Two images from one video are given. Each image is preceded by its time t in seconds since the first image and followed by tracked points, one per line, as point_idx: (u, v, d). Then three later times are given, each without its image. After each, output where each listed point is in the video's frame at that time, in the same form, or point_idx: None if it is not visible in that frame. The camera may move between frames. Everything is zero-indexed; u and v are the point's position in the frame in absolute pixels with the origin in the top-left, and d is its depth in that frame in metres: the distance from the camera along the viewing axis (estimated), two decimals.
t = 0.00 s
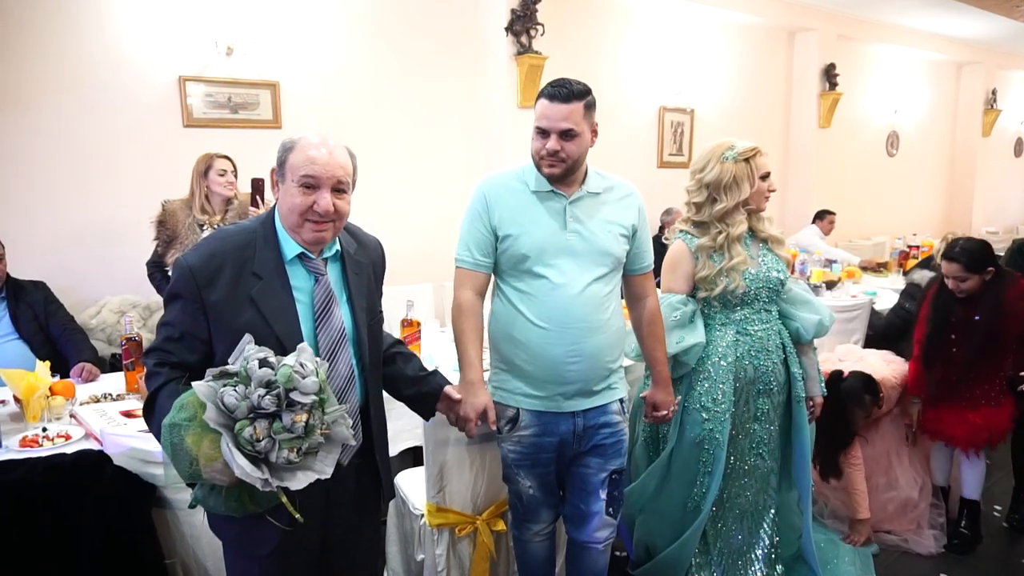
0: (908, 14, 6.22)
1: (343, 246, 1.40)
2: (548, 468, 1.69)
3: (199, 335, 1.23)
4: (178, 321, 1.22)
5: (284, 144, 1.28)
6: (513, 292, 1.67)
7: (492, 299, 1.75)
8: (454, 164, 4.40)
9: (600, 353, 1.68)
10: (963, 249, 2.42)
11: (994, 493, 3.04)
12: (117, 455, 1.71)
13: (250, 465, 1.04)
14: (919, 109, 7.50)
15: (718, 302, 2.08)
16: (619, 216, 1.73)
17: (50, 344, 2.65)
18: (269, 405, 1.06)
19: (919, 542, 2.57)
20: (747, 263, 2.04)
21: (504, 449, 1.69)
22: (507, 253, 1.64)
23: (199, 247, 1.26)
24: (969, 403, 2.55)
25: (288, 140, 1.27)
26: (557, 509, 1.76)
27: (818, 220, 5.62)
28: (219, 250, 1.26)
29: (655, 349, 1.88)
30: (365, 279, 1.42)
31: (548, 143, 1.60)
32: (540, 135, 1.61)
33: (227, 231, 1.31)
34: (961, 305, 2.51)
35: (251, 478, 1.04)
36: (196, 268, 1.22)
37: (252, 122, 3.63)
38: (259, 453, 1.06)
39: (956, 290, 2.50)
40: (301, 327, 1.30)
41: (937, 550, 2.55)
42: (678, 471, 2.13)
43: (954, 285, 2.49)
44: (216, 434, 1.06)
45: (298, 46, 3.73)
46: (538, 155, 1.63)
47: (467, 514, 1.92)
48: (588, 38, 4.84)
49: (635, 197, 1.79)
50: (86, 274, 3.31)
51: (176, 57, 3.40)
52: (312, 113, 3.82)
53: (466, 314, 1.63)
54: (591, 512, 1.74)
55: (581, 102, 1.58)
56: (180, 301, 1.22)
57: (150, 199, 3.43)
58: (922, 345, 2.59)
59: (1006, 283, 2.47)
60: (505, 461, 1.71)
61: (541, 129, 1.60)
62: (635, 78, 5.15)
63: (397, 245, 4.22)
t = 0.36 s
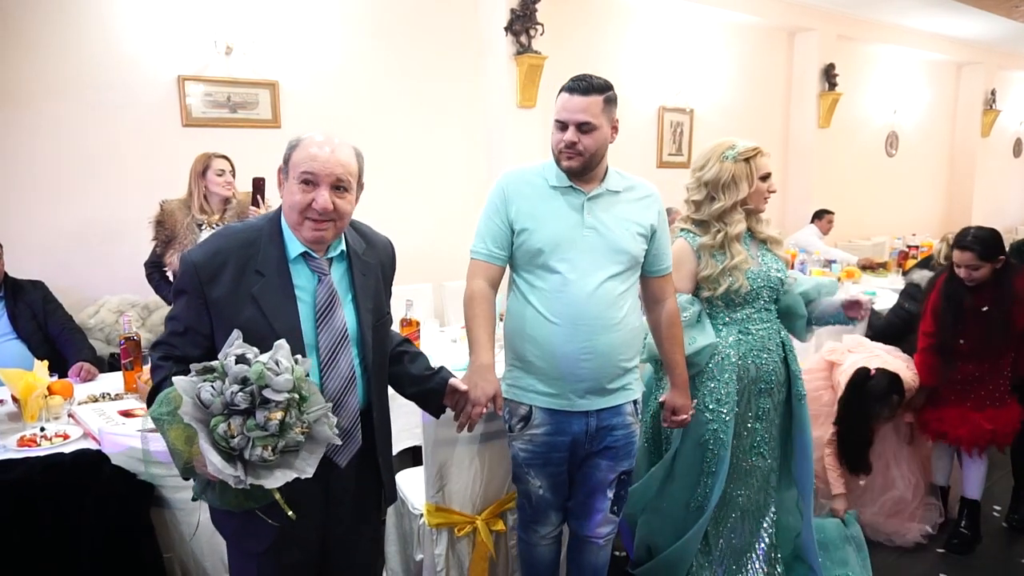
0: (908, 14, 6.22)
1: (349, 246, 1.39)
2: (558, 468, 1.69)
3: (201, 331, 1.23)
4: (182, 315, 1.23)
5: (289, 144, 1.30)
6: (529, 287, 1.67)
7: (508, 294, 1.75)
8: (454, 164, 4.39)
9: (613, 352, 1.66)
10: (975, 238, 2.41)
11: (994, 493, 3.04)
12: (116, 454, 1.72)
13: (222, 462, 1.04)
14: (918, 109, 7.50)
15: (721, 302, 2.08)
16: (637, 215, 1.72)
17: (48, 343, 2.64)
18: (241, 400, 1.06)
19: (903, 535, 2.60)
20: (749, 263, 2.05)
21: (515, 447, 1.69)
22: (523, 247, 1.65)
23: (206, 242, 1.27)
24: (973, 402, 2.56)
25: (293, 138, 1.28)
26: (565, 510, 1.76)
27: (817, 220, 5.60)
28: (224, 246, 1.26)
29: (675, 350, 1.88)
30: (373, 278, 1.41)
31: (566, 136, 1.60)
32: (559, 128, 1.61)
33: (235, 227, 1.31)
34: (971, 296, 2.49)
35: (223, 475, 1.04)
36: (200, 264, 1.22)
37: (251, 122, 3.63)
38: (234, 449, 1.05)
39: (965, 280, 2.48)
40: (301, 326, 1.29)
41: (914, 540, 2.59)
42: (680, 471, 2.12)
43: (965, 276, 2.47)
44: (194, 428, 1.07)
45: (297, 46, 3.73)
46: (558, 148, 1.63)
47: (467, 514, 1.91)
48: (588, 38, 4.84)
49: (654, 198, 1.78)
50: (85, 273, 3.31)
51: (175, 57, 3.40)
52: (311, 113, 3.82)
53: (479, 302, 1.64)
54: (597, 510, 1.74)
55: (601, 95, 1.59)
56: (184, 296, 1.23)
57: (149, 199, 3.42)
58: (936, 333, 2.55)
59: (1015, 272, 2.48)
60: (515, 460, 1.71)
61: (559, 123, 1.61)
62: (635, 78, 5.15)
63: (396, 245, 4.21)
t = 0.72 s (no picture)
0: (907, 14, 6.22)
1: (350, 245, 1.37)
2: (560, 470, 1.67)
3: (201, 328, 1.24)
4: (183, 312, 1.23)
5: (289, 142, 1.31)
6: (544, 289, 1.67)
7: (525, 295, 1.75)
8: (453, 163, 4.39)
9: (628, 354, 1.65)
10: (983, 239, 2.41)
11: (994, 493, 3.04)
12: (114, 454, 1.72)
13: (201, 447, 1.06)
14: (918, 109, 7.50)
15: (722, 301, 2.07)
16: (653, 218, 1.71)
17: (47, 343, 2.63)
18: (218, 384, 1.07)
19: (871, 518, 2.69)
20: (748, 261, 2.05)
21: (519, 443, 1.69)
22: (538, 249, 1.65)
23: (209, 239, 1.27)
24: (975, 402, 2.55)
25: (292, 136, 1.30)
26: (559, 533, 1.70)
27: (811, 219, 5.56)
28: (225, 244, 1.26)
29: (691, 353, 1.88)
30: (377, 277, 1.40)
31: (583, 134, 1.61)
32: (576, 126, 1.62)
33: (238, 225, 1.31)
34: (976, 296, 2.48)
35: (201, 459, 1.06)
36: (200, 262, 1.23)
37: (251, 121, 3.62)
38: (214, 436, 1.07)
39: (973, 280, 2.48)
40: (300, 326, 1.29)
41: (879, 524, 2.69)
42: (683, 469, 2.12)
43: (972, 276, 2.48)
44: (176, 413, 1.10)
45: (297, 45, 3.72)
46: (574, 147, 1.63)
47: (466, 513, 1.90)
48: (588, 38, 4.83)
49: (671, 201, 1.77)
50: (83, 273, 3.30)
51: (174, 55, 3.39)
52: (311, 112, 3.81)
53: (494, 299, 1.64)
54: (607, 507, 1.75)
55: (615, 93, 1.61)
56: (185, 292, 1.23)
57: (147, 199, 3.41)
58: (938, 329, 2.55)
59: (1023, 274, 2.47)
60: (517, 455, 1.70)
61: (575, 121, 1.62)
62: (635, 78, 5.14)
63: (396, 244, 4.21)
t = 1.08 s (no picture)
0: (908, 14, 6.21)
1: (351, 245, 1.38)
2: (563, 471, 1.67)
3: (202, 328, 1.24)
4: (185, 312, 1.24)
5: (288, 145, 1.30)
6: (550, 285, 1.66)
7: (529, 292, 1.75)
8: (453, 164, 4.39)
9: (633, 353, 1.65)
10: (986, 231, 2.43)
11: (995, 493, 3.04)
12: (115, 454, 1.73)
13: (184, 440, 1.09)
14: (918, 109, 7.50)
15: (721, 301, 2.07)
16: (661, 218, 1.72)
17: (47, 343, 2.64)
18: (199, 377, 1.09)
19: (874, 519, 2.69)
20: (746, 262, 2.05)
21: (525, 446, 1.69)
22: (546, 245, 1.65)
23: (211, 239, 1.28)
24: (982, 404, 2.54)
25: (291, 138, 1.29)
26: (564, 530, 1.71)
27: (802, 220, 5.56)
28: (225, 244, 1.27)
29: (692, 353, 1.88)
30: (379, 278, 1.40)
31: (597, 131, 1.61)
32: (590, 123, 1.62)
33: (240, 225, 1.31)
34: (979, 289, 2.49)
35: (184, 452, 1.08)
36: (201, 262, 1.24)
37: (251, 122, 3.62)
38: (197, 429, 1.09)
39: (975, 276, 2.48)
40: (300, 326, 1.29)
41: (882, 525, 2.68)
42: (683, 469, 2.12)
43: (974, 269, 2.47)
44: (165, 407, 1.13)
45: (297, 45, 3.72)
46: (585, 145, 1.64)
47: (466, 514, 1.90)
48: (588, 38, 4.83)
49: (678, 202, 1.78)
50: (83, 274, 3.30)
51: (174, 56, 3.39)
52: (310, 112, 3.82)
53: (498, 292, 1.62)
54: (607, 505, 1.76)
55: (629, 94, 1.61)
56: (187, 291, 1.24)
57: (148, 199, 3.42)
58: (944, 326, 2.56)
59: None
60: (523, 457, 1.70)
61: (589, 119, 1.62)
62: (635, 79, 5.15)
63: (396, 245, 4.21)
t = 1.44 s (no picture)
0: (907, 14, 6.21)
1: (353, 246, 1.37)
2: (561, 470, 1.66)
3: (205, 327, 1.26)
4: (188, 312, 1.25)
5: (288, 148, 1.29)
6: (546, 285, 1.66)
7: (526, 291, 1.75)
8: (453, 164, 4.38)
9: (628, 354, 1.65)
10: (992, 212, 2.48)
11: (994, 494, 3.04)
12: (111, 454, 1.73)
13: (178, 442, 1.09)
14: (918, 109, 7.49)
15: (717, 302, 2.08)
16: (658, 219, 1.72)
17: (46, 343, 2.64)
18: (194, 381, 1.09)
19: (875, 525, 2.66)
20: (743, 262, 2.05)
21: (522, 444, 1.68)
22: (543, 244, 1.65)
23: (215, 239, 1.29)
24: (984, 405, 2.55)
25: (294, 140, 1.27)
26: (561, 531, 1.70)
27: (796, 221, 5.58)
28: (228, 245, 1.28)
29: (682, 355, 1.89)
30: (380, 279, 1.39)
31: (586, 134, 1.61)
32: (581, 125, 1.63)
33: (243, 226, 1.32)
34: (980, 279, 2.51)
35: (177, 454, 1.09)
36: (204, 262, 1.25)
37: (250, 122, 3.62)
38: (191, 431, 1.10)
39: (974, 259, 2.51)
40: (301, 327, 1.29)
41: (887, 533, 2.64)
42: (681, 469, 2.12)
43: (974, 251, 2.50)
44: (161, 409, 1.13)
45: (296, 45, 3.72)
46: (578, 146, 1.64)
47: (465, 514, 1.90)
48: (587, 38, 4.83)
49: (675, 204, 1.78)
50: (82, 274, 3.30)
51: (173, 56, 3.39)
52: (310, 112, 3.82)
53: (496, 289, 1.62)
54: (605, 505, 1.76)
55: (621, 94, 1.60)
56: (190, 291, 1.25)
57: (147, 199, 3.42)
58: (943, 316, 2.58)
59: None
60: (520, 457, 1.69)
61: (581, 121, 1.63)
62: (634, 79, 5.14)
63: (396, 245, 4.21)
